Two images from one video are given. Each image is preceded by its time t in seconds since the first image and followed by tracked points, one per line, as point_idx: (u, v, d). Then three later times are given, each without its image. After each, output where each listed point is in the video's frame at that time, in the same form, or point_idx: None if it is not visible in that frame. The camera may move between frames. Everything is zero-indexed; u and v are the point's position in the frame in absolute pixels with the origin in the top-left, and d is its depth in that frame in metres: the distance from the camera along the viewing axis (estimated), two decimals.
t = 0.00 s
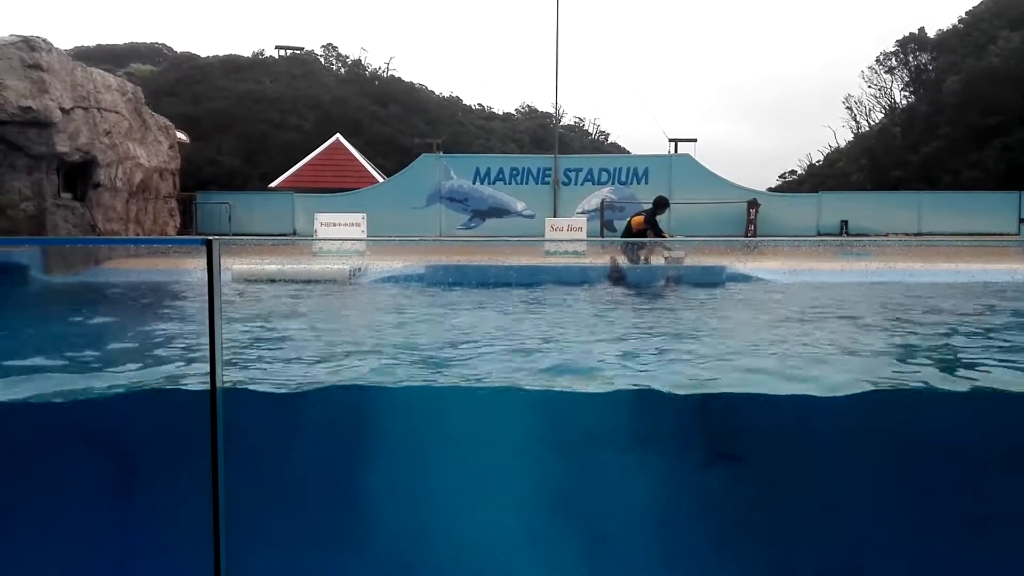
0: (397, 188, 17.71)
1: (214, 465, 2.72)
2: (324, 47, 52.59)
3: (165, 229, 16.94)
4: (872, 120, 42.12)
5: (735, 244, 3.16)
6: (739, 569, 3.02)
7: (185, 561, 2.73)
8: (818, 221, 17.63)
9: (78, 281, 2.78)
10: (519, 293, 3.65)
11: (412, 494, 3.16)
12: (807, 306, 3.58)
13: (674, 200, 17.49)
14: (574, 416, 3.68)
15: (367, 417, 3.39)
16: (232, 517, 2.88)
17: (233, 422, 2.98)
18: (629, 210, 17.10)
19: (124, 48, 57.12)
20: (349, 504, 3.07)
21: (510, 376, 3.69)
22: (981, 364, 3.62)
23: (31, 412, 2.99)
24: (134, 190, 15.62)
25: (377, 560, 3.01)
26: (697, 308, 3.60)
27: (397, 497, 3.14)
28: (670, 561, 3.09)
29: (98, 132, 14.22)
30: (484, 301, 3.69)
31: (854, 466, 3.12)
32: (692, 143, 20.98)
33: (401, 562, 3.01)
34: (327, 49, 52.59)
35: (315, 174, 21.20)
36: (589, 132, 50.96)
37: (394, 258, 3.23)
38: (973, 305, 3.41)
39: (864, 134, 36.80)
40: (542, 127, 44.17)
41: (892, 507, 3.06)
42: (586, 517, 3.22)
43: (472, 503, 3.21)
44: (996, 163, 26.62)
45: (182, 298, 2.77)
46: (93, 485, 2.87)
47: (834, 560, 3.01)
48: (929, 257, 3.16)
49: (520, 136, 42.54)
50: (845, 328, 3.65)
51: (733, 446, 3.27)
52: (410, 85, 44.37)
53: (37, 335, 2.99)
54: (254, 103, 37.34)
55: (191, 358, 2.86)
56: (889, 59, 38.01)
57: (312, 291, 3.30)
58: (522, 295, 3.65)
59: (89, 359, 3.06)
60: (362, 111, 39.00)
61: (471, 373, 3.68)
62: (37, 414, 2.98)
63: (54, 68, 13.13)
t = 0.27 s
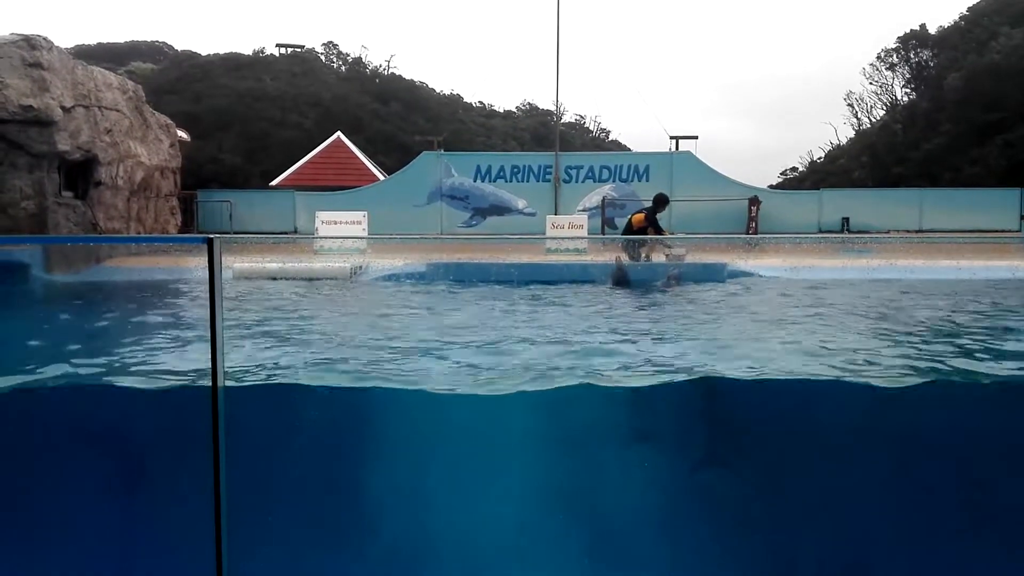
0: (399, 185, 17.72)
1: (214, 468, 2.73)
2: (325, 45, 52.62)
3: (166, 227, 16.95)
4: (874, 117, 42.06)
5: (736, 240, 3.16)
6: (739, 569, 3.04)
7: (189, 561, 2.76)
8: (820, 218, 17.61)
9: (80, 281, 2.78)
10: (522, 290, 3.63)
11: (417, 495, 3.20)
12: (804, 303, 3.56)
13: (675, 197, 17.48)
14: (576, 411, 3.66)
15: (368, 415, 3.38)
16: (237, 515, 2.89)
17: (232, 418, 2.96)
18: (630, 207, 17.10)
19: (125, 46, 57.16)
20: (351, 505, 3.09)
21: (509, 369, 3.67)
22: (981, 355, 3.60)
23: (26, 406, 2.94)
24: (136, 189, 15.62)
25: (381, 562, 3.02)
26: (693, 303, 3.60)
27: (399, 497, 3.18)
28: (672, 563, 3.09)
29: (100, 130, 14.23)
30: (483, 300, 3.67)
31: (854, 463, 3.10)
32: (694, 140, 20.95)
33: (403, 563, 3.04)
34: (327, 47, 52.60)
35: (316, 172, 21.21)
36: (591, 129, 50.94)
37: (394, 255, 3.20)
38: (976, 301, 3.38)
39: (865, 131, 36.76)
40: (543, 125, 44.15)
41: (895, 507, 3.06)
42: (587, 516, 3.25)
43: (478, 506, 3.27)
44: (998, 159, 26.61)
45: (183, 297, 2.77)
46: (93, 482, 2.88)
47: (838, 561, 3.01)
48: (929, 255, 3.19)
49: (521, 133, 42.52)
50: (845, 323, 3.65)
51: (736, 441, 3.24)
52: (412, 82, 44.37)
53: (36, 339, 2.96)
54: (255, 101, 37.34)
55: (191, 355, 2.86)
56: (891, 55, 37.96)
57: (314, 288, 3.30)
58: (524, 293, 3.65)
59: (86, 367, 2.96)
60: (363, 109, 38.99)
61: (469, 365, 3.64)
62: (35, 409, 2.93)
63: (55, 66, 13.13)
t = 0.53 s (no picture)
0: (400, 184, 17.73)
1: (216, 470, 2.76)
2: (325, 45, 52.61)
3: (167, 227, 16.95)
4: (875, 116, 42.01)
5: (737, 239, 3.16)
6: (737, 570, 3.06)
7: (190, 561, 2.78)
8: (821, 217, 17.59)
9: (81, 282, 2.78)
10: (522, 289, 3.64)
11: (415, 495, 3.16)
12: (805, 301, 3.57)
13: (676, 196, 17.48)
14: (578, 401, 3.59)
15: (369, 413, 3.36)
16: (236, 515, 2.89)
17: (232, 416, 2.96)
18: (631, 206, 17.09)
19: (126, 46, 57.16)
20: (352, 504, 3.09)
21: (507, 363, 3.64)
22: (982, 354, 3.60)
23: (25, 403, 2.93)
24: (136, 189, 15.63)
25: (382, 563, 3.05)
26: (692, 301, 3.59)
27: (398, 497, 3.15)
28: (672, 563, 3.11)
29: (101, 130, 14.24)
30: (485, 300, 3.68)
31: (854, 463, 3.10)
32: (695, 139, 20.93)
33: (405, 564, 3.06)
34: (328, 47, 52.61)
35: (317, 172, 21.23)
36: (591, 128, 50.91)
37: (395, 255, 3.20)
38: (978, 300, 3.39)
39: (867, 130, 36.73)
40: (544, 124, 44.13)
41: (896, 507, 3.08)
42: (588, 516, 3.22)
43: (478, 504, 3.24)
44: (999, 158, 26.60)
45: (182, 297, 2.77)
46: (90, 481, 2.88)
47: (836, 560, 3.04)
48: (931, 254, 3.18)
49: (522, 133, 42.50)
50: (845, 321, 3.65)
51: (737, 439, 3.22)
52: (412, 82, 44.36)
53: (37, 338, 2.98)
54: (256, 101, 37.34)
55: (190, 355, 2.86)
56: (891, 54, 37.92)
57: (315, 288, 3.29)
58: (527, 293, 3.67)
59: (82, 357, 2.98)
60: (363, 109, 38.99)
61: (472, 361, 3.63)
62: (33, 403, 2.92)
63: (56, 66, 13.14)
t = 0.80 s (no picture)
0: (404, 183, 17.75)
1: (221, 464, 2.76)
2: (329, 43, 52.63)
3: (172, 225, 16.98)
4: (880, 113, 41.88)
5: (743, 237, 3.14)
6: (739, 568, 3.03)
7: (189, 559, 2.76)
8: (826, 214, 17.53)
9: (87, 280, 2.79)
10: (527, 288, 3.63)
11: (419, 493, 3.15)
12: (810, 300, 3.56)
13: (681, 194, 17.45)
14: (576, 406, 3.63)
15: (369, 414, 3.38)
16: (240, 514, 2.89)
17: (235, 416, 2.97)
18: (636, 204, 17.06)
19: (131, 45, 57.23)
20: (354, 504, 3.10)
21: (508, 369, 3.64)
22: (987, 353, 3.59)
23: (30, 402, 2.96)
24: (141, 188, 15.65)
25: (383, 562, 3.03)
26: (695, 299, 3.58)
27: (401, 495, 3.14)
28: (673, 564, 3.07)
29: (105, 129, 14.27)
30: (491, 298, 3.68)
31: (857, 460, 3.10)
32: (699, 136, 20.89)
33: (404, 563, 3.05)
34: (332, 45, 52.66)
35: (321, 170, 21.25)
36: (596, 126, 50.88)
37: (399, 254, 3.19)
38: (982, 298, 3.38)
39: (872, 127, 36.63)
40: (548, 122, 44.12)
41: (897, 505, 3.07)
42: (590, 514, 3.21)
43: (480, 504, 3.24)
44: (1006, 155, 26.53)
45: (187, 295, 2.76)
46: (93, 482, 2.89)
47: (841, 560, 3.01)
48: (938, 250, 3.15)
49: (526, 130, 42.50)
50: (849, 319, 3.64)
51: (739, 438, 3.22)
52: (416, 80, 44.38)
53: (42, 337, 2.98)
54: (260, 99, 37.38)
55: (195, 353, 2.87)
56: (897, 50, 37.81)
57: (319, 286, 3.29)
58: (530, 292, 3.65)
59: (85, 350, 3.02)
60: (368, 107, 39.01)
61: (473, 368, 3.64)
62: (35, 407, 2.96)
63: (61, 66, 13.16)
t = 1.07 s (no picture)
0: (410, 181, 17.76)
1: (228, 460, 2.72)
2: (334, 43, 52.71)
3: (178, 225, 17.03)
4: (886, 110, 41.74)
5: (748, 235, 3.12)
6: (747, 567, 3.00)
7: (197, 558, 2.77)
8: (832, 212, 17.48)
9: (94, 279, 2.79)
10: (534, 286, 3.62)
11: (425, 489, 3.17)
12: (818, 297, 3.55)
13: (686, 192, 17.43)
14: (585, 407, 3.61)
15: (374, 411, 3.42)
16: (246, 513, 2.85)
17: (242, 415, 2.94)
18: (641, 202, 17.05)
19: (137, 45, 57.39)
20: (357, 501, 3.12)
21: (516, 367, 3.61)
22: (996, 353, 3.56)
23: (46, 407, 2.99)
24: (148, 187, 15.69)
25: (388, 558, 3.05)
26: (702, 296, 3.57)
27: (407, 489, 3.16)
28: (676, 562, 3.09)
29: (112, 129, 14.31)
30: (496, 296, 3.69)
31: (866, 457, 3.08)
32: (705, 135, 20.82)
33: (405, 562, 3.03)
34: (337, 45, 52.75)
35: (327, 169, 21.29)
36: (601, 124, 50.87)
37: (404, 253, 3.19)
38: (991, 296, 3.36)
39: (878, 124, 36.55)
40: (553, 121, 44.12)
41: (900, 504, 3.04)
42: (596, 511, 3.20)
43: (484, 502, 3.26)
44: (1012, 152, 26.45)
45: (191, 294, 2.76)
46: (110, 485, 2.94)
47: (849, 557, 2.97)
48: (945, 249, 3.12)
49: (531, 129, 42.53)
50: (856, 316, 3.62)
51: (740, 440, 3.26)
52: (421, 79, 44.41)
53: (51, 335, 3.00)
54: (266, 99, 37.46)
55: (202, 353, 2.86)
56: (903, 48, 37.68)
57: (325, 284, 3.29)
58: (536, 290, 3.64)
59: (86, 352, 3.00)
60: (373, 106, 39.06)
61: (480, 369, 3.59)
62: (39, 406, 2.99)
63: (67, 66, 13.20)
